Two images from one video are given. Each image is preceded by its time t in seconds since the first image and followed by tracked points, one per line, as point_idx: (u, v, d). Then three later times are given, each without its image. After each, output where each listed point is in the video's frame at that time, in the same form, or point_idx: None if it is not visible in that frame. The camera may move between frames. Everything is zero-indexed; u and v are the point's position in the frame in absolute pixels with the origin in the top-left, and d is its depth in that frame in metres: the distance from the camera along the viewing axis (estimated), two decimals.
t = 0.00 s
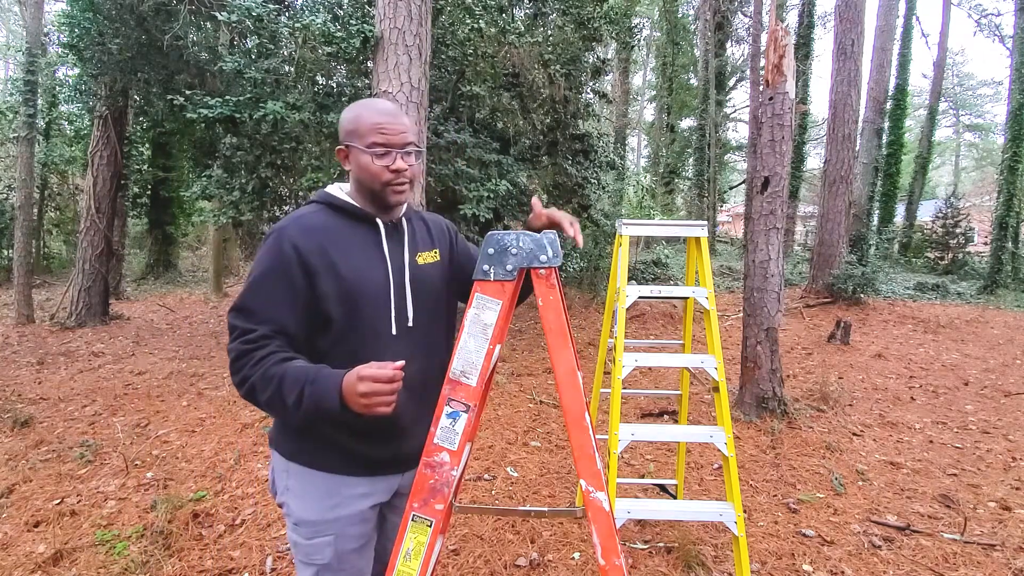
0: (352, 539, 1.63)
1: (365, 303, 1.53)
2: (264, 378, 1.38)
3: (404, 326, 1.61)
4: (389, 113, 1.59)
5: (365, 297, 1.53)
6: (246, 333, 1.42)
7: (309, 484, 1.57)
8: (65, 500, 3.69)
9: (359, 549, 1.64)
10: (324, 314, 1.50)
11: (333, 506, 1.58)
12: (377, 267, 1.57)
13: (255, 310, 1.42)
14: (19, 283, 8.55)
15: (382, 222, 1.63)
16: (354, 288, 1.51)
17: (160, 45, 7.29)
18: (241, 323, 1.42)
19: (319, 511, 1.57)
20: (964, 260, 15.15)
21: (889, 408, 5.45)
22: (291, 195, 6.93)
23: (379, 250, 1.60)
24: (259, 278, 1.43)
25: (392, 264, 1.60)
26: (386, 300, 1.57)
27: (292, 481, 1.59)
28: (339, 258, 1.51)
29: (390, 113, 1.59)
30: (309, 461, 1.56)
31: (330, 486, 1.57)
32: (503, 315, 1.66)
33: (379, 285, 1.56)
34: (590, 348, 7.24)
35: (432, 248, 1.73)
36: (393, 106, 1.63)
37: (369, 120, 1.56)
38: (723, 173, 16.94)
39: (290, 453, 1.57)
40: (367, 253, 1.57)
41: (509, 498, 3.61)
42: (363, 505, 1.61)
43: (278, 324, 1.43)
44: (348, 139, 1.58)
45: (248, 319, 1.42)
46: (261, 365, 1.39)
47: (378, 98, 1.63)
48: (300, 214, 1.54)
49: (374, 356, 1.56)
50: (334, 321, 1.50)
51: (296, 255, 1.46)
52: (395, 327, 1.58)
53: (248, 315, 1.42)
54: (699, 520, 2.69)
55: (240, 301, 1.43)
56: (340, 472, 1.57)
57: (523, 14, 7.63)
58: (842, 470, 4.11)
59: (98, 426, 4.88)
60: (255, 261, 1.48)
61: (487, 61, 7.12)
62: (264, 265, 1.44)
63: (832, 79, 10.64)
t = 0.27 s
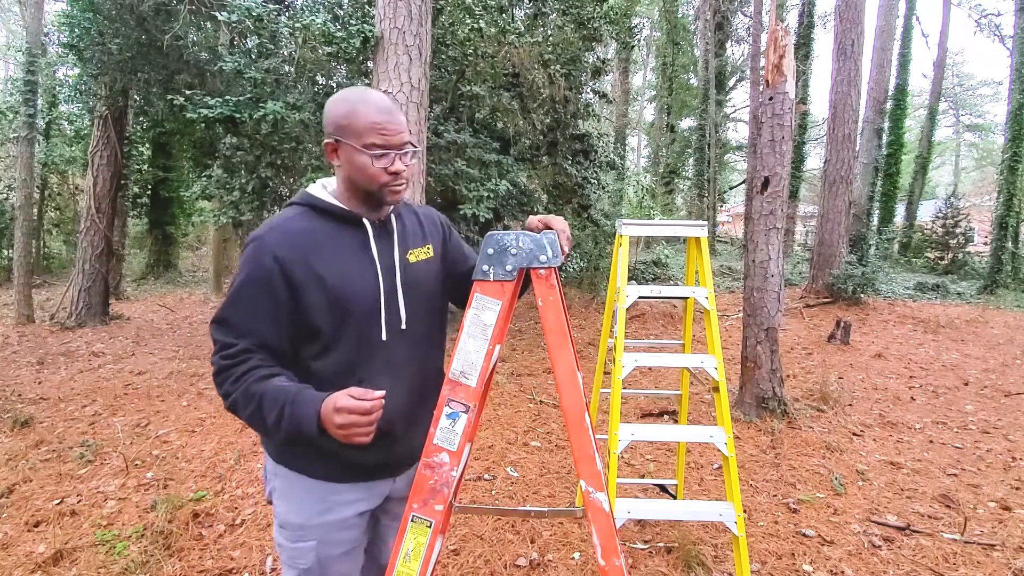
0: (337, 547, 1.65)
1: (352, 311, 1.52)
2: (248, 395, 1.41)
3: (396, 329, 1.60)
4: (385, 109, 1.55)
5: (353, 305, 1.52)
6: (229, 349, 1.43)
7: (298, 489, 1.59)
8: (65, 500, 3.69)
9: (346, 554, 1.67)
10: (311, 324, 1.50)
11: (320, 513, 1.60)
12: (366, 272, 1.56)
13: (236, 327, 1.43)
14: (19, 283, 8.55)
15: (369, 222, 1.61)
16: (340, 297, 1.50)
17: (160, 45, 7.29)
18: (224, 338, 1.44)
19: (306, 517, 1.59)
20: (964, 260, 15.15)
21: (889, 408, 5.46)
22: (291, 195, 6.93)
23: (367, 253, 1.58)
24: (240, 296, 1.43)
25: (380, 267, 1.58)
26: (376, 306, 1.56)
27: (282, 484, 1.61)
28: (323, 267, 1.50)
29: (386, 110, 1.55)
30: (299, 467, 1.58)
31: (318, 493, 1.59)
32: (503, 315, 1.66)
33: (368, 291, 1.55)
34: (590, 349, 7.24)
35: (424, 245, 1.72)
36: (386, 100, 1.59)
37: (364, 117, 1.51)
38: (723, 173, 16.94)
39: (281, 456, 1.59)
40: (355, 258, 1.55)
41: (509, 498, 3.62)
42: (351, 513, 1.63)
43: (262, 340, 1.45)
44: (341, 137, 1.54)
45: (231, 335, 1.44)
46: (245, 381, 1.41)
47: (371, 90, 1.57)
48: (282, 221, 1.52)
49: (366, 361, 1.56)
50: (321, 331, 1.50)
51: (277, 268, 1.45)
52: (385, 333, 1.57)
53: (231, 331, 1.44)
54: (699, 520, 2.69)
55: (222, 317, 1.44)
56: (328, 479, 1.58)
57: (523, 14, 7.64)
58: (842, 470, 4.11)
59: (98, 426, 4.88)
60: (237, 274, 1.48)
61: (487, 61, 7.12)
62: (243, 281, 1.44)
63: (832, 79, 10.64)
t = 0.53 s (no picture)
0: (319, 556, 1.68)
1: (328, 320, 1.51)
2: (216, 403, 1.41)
3: (378, 337, 1.58)
4: (338, 102, 1.54)
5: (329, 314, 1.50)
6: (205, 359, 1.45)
7: (281, 495, 1.63)
8: (65, 500, 3.69)
9: (327, 563, 1.70)
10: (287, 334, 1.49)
11: (301, 521, 1.63)
12: (344, 280, 1.54)
13: (210, 334, 1.44)
14: (19, 283, 8.55)
15: (351, 226, 1.59)
16: (315, 306, 1.49)
17: (160, 45, 7.29)
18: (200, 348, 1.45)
19: (287, 524, 1.63)
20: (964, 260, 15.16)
21: (889, 408, 5.46)
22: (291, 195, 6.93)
23: (347, 261, 1.56)
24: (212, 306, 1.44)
25: (361, 275, 1.56)
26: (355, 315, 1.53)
27: (268, 489, 1.66)
28: (297, 276, 1.49)
29: (337, 102, 1.54)
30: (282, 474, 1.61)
31: (299, 501, 1.62)
32: (503, 315, 1.66)
33: (346, 299, 1.53)
34: (590, 349, 7.24)
35: (417, 247, 1.71)
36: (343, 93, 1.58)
37: (319, 116, 1.52)
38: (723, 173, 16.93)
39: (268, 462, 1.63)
40: (333, 265, 1.54)
41: (509, 498, 3.62)
42: (331, 523, 1.65)
43: (235, 351, 1.46)
44: (302, 138, 1.55)
45: (205, 345, 1.45)
46: (216, 391, 1.42)
47: (328, 87, 1.58)
48: (260, 229, 1.52)
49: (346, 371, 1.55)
50: (296, 341, 1.49)
51: (249, 278, 1.44)
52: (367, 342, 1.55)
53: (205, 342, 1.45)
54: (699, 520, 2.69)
55: (198, 327, 1.46)
56: (308, 489, 1.61)
57: (523, 14, 7.64)
58: (842, 470, 4.11)
59: (98, 426, 4.88)
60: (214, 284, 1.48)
61: (487, 61, 7.12)
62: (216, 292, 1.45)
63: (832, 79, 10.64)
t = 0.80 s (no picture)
0: (322, 548, 1.66)
1: (334, 303, 1.55)
2: (254, 375, 1.39)
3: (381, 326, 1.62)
4: (373, 128, 1.51)
5: (336, 297, 1.55)
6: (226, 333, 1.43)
7: (285, 486, 1.63)
8: (65, 500, 3.69)
9: (331, 556, 1.68)
10: (294, 316, 1.52)
11: (305, 512, 1.62)
12: (348, 266, 1.58)
13: (236, 311, 1.43)
14: (19, 283, 8.55)
15: (357, 220, 1.63)
16: (321, 288, 1.53)
17: (160, 45, 7.29)
18: (221, 326, 1.43)
19: (290, 515, 1.63)
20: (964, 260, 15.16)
21: (889, 408, 5.46)
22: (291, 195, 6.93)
23: (352, 251, 1.60)
24: (234, 280, 1.45)
25: (366, 265, 1.61)
26: (358, 299, 1.58)
27: (272, 481, 1.66)
28: (309, 258, 1.53)
29: (373, 128, 1.51)
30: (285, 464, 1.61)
31: (303, 492, 1.61)
32: (503, 315, 1.66)
33: (351, 287, 1.57)
34: (590, 349, 7.25)
35: (419, 244, 1.74)
36: (378, 113, 1.54)
37: (349, 136, 1.49)
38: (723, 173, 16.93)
39: (272, 453, 1.64)
40: (338, 252, 1.58)
41: (509, 498, 3.62)
42: (334, 513, 1.65)
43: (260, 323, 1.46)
44: (330, 149, 1.53)
45: (232, 322, 1.44)
46: (255, 362, 1.40)
47: (365, 100, 1.53)
48: (271, 217, 1.56)
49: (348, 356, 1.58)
50: (302, 322, 1.53)
51: (265, 256, 1.47)
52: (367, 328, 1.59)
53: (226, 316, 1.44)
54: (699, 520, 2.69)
55: (217, 304, 1.45)
56: (311, 478, 1.60)
57: (523, 14, 7.64)
58: (842, 470, 4.11)
59: (98, 426, 4.88)
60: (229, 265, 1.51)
61: (487, 61, 7.11)
62: (238, 267, 1.46)
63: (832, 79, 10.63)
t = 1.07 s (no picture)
0: (322, 540, 1.68)
1: (337, 299, 1.58)
2: (266, 367, 1.45)
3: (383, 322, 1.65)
4: (377, 124, 1.53)
5: (341, 293, 1.59)
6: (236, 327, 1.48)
7: (287, 476, 1.66)
8: (65, 500, 3.69)
9: (331, 548, 1.70)
10: (300, 311, 1.57)
11: (304, 503, 1.64)
12: (352, 263, 1.61)
13: (246, 305, 1.48)
14: (19, 283, 8.55)
15: (362, 221, 1.66)
16: (326, 284, 1.57)
17: (160, 45, 7.29)
18: (230, 320, 1.49)
19: (291, 506, 1.65)
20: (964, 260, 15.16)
21: (889, 408, 5.46)
22: (291, 195, 6.93)
23: (356, 248, 1.63)
24: (244, 276, 1.50)
25: (370, 262, 1.64)
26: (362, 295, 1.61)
27: (275, 471, 1.69)
28: (316, 255, 1.57)
29: (376, 124, 1.53)
30: (288, 455, 1.65)
31: (302, 483, 1.64)
32: (503, 315, 1.66)
33: (354, 282, 1.61)
34: (590, 348, 7.25)
35: (423, 244, 1.75)
36: (383, 111, 1.57)
37: (354, 133, 1.52)
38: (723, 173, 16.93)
39: (276, 444, 1.67)
40: (343, 249, 1.61)
41: (509, 498, 3.62)
42: (333, 506, 1.66)
43: (269, 317, 1.50)
44: (335, 146, 1.56)
45: (241, 315, 1.48)
46: (266, 355, 1.46)
47: (369, 101, 1.56)
48: (280, 216, 1.60)
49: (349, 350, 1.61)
50: (308, 317, 1.57)
51: (274, 253, 1.52)
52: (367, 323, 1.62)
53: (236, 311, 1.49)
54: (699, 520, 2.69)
55: (227, 299, 1.50)
56: (310, 469, 1.62)
57: (523, 14, 7.64)
58: (842, 470, 4.11)
59: (98, 426, 4.88)
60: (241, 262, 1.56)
61: (487, 61, 7.10)
62: (249, 264, 1.51)
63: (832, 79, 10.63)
